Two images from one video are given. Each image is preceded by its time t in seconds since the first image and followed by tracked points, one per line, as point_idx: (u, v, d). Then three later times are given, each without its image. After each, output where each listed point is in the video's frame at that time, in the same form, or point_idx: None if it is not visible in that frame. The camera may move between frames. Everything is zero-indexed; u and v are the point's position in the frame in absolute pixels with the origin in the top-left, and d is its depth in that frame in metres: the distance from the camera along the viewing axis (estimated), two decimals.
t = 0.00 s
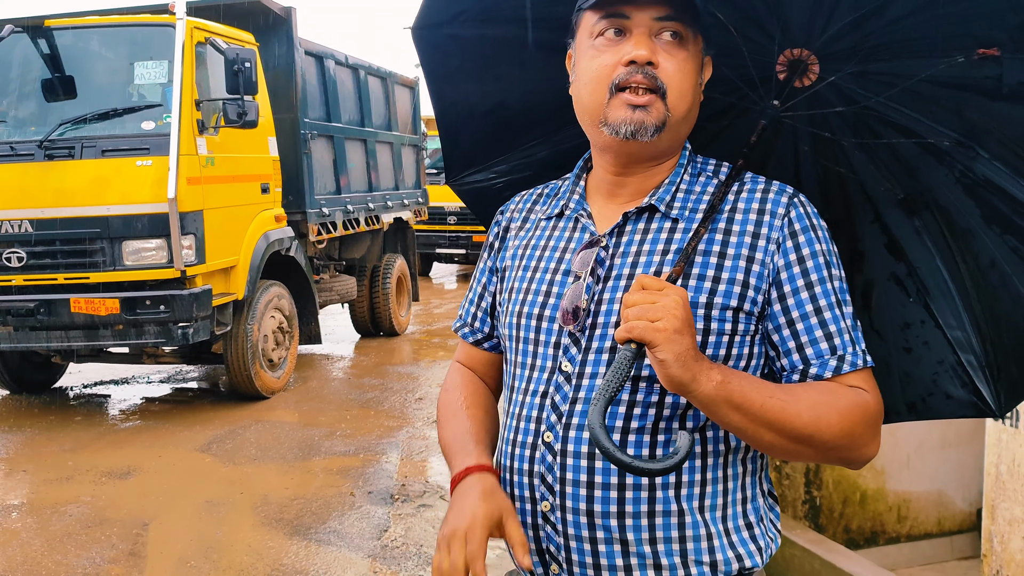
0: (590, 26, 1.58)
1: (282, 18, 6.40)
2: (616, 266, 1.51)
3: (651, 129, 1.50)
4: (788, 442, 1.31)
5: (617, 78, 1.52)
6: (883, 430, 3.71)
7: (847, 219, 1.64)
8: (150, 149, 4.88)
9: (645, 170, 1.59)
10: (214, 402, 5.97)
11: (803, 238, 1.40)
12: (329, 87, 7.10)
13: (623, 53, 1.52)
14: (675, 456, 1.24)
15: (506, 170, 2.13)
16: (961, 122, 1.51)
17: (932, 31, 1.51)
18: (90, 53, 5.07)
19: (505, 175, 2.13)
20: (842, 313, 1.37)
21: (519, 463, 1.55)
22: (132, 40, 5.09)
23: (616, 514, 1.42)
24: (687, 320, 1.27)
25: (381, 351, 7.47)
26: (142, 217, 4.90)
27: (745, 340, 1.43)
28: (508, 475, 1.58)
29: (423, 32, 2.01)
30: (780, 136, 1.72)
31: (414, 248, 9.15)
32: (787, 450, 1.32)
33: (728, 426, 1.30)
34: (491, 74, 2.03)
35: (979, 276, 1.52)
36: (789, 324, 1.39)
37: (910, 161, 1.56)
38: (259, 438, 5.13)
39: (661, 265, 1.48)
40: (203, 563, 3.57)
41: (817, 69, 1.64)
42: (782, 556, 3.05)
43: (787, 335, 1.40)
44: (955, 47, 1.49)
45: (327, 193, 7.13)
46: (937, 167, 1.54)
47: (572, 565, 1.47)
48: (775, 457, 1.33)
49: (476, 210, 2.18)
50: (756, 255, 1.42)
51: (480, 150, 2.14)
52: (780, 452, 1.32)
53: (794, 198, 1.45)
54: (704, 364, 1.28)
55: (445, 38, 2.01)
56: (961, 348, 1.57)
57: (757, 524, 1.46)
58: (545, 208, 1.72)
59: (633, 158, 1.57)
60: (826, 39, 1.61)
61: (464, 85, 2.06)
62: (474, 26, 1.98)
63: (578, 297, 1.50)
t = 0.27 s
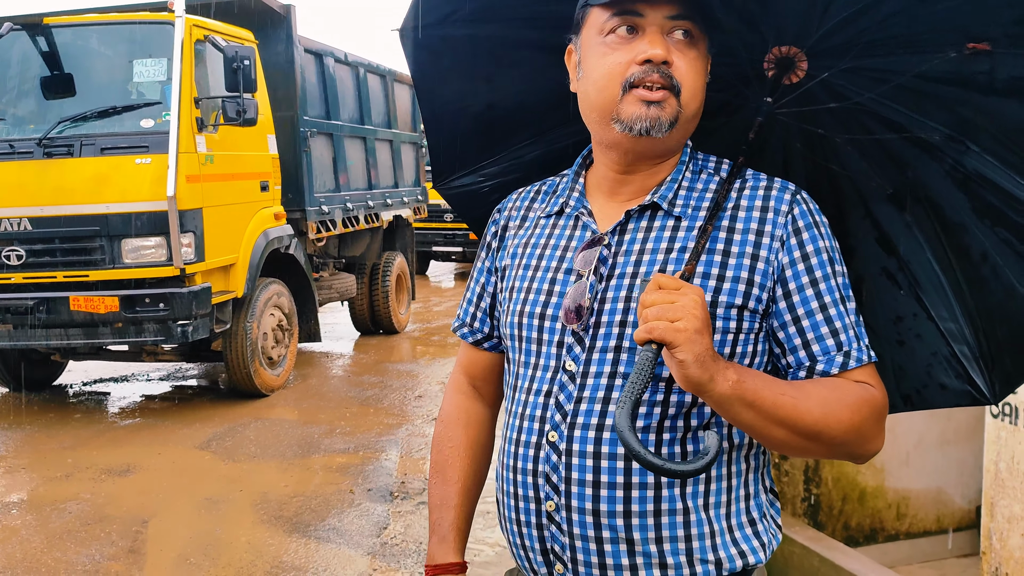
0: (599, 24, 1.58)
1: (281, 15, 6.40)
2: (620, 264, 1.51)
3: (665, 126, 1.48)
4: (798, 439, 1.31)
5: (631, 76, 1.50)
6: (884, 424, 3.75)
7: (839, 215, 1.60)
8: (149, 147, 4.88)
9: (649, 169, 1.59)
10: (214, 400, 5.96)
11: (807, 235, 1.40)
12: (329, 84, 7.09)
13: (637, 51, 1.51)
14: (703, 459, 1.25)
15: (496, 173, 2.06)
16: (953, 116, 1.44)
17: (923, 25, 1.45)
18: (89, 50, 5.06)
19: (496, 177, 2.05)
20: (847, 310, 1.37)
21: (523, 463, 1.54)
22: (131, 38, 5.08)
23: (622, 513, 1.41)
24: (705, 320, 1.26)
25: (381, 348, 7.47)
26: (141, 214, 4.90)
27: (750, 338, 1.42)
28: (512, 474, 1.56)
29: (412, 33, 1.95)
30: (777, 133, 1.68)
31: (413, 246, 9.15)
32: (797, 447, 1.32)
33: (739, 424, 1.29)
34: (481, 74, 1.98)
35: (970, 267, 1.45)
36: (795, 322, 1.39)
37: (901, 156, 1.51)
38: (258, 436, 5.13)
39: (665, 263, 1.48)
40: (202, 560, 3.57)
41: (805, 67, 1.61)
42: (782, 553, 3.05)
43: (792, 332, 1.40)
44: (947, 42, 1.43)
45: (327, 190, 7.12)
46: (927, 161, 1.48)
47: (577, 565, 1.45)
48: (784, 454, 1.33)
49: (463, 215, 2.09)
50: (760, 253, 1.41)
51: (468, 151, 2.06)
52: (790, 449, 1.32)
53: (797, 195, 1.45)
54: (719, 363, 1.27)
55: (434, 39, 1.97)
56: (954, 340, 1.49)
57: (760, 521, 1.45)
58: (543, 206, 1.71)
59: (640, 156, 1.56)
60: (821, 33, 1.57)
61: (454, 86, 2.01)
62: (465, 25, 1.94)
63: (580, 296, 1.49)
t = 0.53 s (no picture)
0: (595, 22, 1.55)
1: (280, 14, 6.39)
2: (615, 263, 1.49)
3: (660, 128, 1.47)
4: (795, 438, 1.31)
5: (627, 75, 1.48)
6: (885, 422, 3.75)
7: (826, 212, 1.56)
8: (148, 145, 4.87)
9: (644, 168, 1.58)
10: (213, 399, 5.96)
11: (801, 234, 1.39)
12: (328, 83, 7.09)
13: (633, 49, 1.49)
14: (703, 458, 1.25)
15: (486, 173, 2.00)
16: (941, 112, 1.42)
17: (911, 21, 1.43)
18: (87, 49, 5.05)
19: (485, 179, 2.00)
20: (841, 307, 1.36)
21: (519, 463, 1.52)
22: (130, 36, 5.07)
23: (621, 512, 1.40)
24: (705, 320, 1.25)
25: (380, 347, 7.46)
26: (140, 212, 4.90)
27: (745, 336, 1.41)
28: (507, 475, 1.55)
29: (400, 34, 1.94)
30: (769, 130, 1.63)
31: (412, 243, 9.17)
32: (793, 446, 1.31)
33: (737, 424, 1.28)
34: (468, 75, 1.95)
35: (961, 261, 1.43)
36: (790, 320, 1.38)
37: (890, 153, 1.48)
38: (257, 434, 5.13)
39: (661, 262, 1.46)
40: (201, 559, 3.57)
41: (795, 64, 1.57)
42: (781, 551, 3.05)
43: (787, 331, 1.39)
44: (935, 38, 1.41)
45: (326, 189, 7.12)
46: (916, 156, 1.45)
47: (576, 564, 1.45)
48: (783, 453, 1.33)
49: (453, 215, 2.05)
50: (755, 251, 1.40)
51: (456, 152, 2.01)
52: (789, 447, 1.32)
53: (791, 193, 1.44)
54: (718, 362, 1.26)
55: (422, 40, 1.94)
56: (946, 333, 1.47)
57: (756, 517, 1.45)
58: (536, 204, 1.69)
59: (634, 156, 1.55)
60: (812, 29, 1.52)
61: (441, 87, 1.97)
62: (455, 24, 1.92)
63: (576, 294, 1.47)
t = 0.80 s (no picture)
0: (561, 25, 1.55)
1: (281, 13, 6.39)
2: (604, 260, 1.48)
3: (612, 128, 1.46)
4: (783, 434, 1.31)
5: (578, 78, 1.48)
6: (883, 423, 3.74)
7: (814, 207, 1.55)
8: (148, 143, 4.87)
9: (625, 165, 1.55)
10: (212, 397, 5.96)
11: (789, 230, 1.39)
12: (328, 82, 7.09)
13: (583, 53, 1.49)
14: (687, 456, 1.25)
15: (474, 169, 2.00)
16: (925, 109, 1.42)
17: (900, 19, 1.42)
18: (87, 48, 5.05)
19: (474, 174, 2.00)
20: (829, 303, 1.36)
21: (509, 459, 1.52)
22: (130, 35, 5.08)
23: (609, 508, 1.41)
24: (690, 319, 1.25)
25: (380, 346, 7.46)
26: (141, 211, 4.90)
27: (733, 332, 1.41)
28: (496, 472, 1.55)
29: (391, 30, 1.92)
30: (752, 126, 1.63)
31: (414, 243, 9.12)
32: (781, 442, 1.32)
33: (722, 419, 1.29)
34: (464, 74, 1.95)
35: (947, 258, 1.43)
36: (777, 316, 1.38)
37: (877, 149, 1.48)
38: (257, 433, 5.13)
39: (649, 259, 1.45)
40: (202, 557, 3.57)
41: (784, 60, 1.56)
42: (780, 551, 3.05)
43: (775, 327, 1.39)
44: (919, 36, 1.42)
45: (326, 188, 7.12)
46: (904, 152, 1.45)
47: (565, 560, 1.45)
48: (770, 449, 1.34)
49: (442, 212, 2.04)
50: (743, 247, 1.40)
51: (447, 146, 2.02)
52: (776, 443, 1.32)
53: (779, 189, 1.43)
54: (702, 360, 1.26)
55: (412, 35, 1.92)
56: (932, 329, 1.47)
57: (745, 513, 1.45)
58: (526, 203, 1.69)
59: (608, 155, 1.53)
60: (803, 27, 1.51)
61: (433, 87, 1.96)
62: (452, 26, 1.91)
63: (565, 292, 1.47)
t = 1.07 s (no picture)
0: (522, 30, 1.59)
1: (281, 12, 6.39)
2: (596, 260, 1.47)
3: (529, 134, 1.53)
4: (765, 438, 1.29)
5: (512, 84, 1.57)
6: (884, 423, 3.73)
7: (826, 206, 1.55)
8: (149, 142, 4.87)
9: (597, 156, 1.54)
10: (213, 396, 5.96)
11: (781, 231, 1.37)
12: (329, 80, 7.09)
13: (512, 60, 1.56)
14: (640, 458, 1.23)
15: (489, 155, 1.99)
16: (941, 112, 1.40)
17: (912, 20, 1.38)
18: (89, 47, 5.05)
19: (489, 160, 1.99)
20: (821, 306, 1.34)
21: (497, 455, 1.52)
22: (131, 33, 5.07)
23: (591, 507, 1.40)
24: (661, 320, 1.22)
25: (381, 345, 7.47)
26: (141, 210, 4.90)
27: (723, 334, 1.39)
28: (487, 467, 1.55)
29: (403, 16, 1.89)
30: (759, 123, 1.61)
31: (416, 242, 9.10)
32: (762, 445, 1.29)
33: (700, 422, 1.27)
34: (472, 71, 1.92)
35: (959, 265, 1.43)
36: (766, 319, 1.36)
37: (892, 152, 1.46)
38: (258, 432, 5.13)
39: (639, 259, 1.44)
40: (202, 556, 3.57)
41: (801, 55, 1.52)
42: (780, 550, 3.04)
43: (764, 329, 1.37)
44: (936, 39, 1.37)
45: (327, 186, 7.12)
46: (919, 157, 1.44)
47: (548, 557, 1.45)
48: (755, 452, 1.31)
49: (457, 195, 2.03)
50: (733, 248, 1.38)
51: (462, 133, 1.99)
52: (759, 447, 1.30)
53: (773, 189, 1.41)
54: (675, 361, 1.24)
55: (426, 22, 1.89)
56: (939, 338, 1.48)
57: (733, 516, 1.43)
58: (527, 201, 1.69)
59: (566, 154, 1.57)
60: (813, 25, 1.48)
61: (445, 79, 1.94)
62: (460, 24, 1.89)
63: (556, 292, 1.47)
